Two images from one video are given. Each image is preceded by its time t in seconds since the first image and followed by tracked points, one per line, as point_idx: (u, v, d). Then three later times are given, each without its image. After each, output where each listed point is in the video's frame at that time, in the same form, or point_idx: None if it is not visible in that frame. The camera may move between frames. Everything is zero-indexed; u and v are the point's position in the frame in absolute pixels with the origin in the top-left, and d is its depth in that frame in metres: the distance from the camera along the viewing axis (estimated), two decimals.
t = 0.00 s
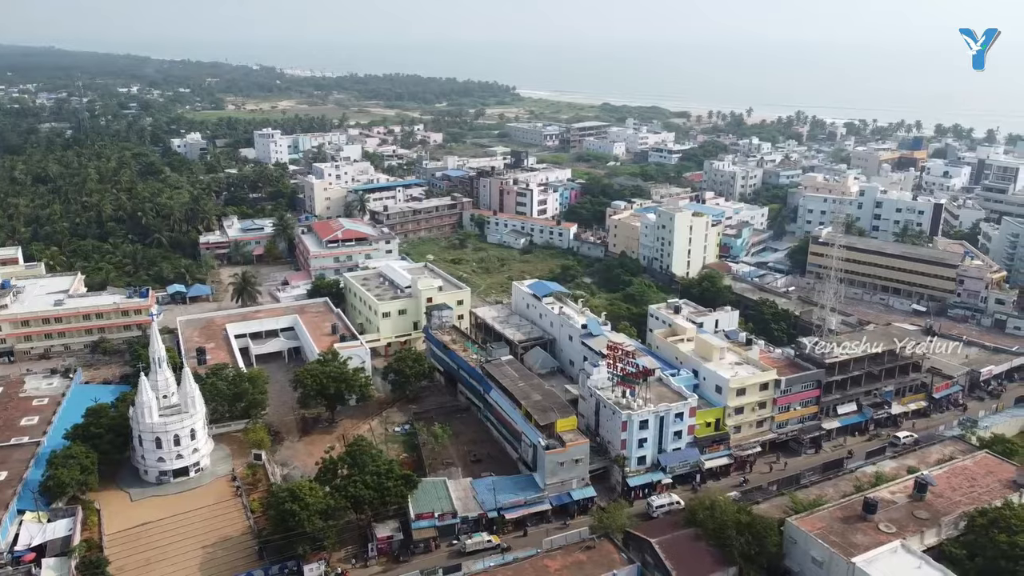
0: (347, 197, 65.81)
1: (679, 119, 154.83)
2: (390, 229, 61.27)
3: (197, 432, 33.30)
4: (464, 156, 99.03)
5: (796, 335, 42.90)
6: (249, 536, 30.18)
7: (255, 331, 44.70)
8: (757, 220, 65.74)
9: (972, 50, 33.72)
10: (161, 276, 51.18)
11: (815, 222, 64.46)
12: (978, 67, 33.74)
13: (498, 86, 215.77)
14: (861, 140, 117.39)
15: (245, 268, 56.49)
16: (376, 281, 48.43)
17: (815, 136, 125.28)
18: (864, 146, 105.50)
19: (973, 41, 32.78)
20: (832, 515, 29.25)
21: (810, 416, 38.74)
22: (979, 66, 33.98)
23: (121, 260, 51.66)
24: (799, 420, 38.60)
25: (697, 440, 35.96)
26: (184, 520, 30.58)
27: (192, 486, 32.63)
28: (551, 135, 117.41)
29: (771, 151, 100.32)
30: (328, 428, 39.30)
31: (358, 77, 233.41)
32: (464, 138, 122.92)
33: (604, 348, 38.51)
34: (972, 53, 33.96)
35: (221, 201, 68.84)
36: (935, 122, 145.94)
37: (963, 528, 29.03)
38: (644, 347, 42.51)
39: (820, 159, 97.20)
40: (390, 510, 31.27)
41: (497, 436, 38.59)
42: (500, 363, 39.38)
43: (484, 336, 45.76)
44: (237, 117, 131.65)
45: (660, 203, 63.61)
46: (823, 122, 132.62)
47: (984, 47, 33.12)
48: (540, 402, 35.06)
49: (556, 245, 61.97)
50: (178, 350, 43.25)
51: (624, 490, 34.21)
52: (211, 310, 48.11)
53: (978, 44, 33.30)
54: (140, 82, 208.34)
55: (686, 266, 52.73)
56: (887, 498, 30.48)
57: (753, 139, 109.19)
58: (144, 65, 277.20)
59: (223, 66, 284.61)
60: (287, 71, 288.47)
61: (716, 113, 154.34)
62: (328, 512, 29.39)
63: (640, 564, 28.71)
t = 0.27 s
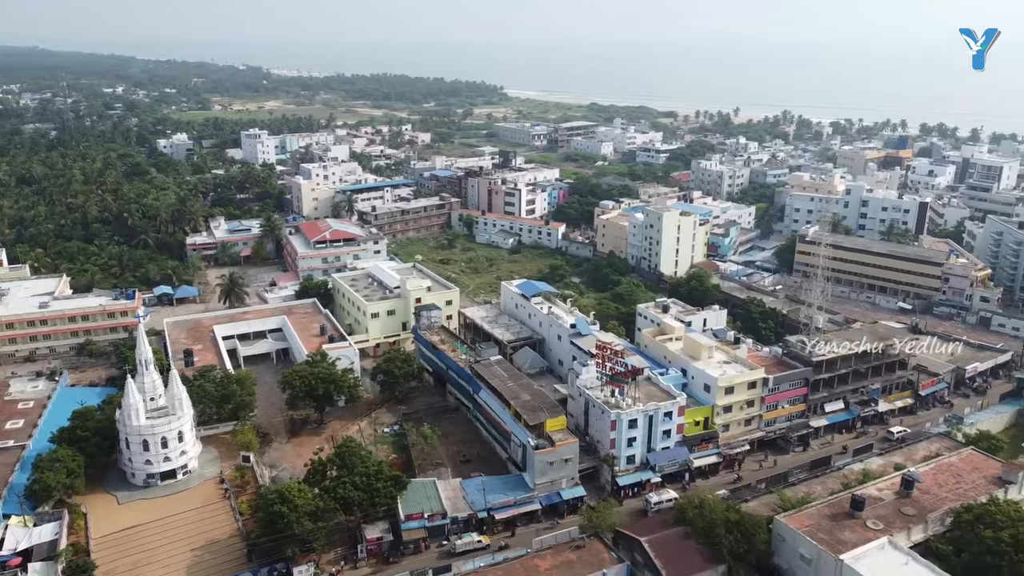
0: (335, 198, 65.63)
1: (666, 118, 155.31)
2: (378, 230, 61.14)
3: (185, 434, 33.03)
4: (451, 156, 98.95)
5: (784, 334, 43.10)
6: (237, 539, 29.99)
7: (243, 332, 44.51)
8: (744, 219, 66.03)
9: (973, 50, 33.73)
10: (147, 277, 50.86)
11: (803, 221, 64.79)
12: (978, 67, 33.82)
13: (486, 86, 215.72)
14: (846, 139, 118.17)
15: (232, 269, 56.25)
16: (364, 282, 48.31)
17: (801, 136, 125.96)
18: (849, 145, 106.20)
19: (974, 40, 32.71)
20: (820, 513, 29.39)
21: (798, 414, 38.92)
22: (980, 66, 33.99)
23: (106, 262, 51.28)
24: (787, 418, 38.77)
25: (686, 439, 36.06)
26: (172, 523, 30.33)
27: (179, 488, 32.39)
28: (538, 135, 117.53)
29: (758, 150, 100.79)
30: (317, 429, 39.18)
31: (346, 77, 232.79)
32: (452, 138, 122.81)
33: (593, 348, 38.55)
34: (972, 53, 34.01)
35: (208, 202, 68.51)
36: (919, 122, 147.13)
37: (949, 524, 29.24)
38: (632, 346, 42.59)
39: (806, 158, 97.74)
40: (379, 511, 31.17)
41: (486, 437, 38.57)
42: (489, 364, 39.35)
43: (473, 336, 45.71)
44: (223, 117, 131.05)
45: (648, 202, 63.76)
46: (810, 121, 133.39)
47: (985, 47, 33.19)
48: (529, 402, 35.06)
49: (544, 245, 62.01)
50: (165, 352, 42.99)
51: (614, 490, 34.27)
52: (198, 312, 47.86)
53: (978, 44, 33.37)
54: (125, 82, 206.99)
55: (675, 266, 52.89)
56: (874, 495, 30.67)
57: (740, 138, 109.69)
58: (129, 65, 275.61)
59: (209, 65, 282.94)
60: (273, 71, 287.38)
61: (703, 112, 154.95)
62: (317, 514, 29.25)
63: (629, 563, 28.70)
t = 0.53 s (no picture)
0: (321, 198, 65.43)
1: (652, 118, 155.87)
2: (365, 230, 60.99)
3: (170, 437, 32.77)
4: (438, 156, 98.87)
5: (770, 333, 43.30)
6: (224, 542, 29.79)
7: (229, 334, 44.27)
8: (730, 219, 66.33)
9: (972, 51, 33.91)
10: (132, 279, 50.50)
11: (788, 220, 65.23)
12: (977, 68, 33.97)
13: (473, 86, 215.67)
14: (831, 139, 118.99)
15: (218, 270, 55.98)
16: (351, 282, 48.17)
17: (786, 135, 126.78)
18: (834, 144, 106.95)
19: (974, 40, 32.89)
20: (807, 510, 29.55)
21: (785, 412, 39.09)
22: (978, 66, 34.17)
23: (90, 263, 50.86)
24: (773, 416, 38.93)
25: (674, 438, 36.16)
26: (157, 527, 30.08)
27: (165, 492, 32.13)
28: (525, 135, 117.68)
29: (743, 149, 101.30)
30: (304, 431, 39.02)
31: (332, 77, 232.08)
32: (439, 138, 122.71)
33: (580, 347, 38.59)
34: (972, 53, 34.11)
35: (193, 203, 68.15)
36: (902, 121, 148.35)
37: (934, 520, 29.47)
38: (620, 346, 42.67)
39: (791, 157, 98.31)
40: (367, 512, 31.06)
41: (475, 437, 38.52)
42: (477, 364, 39.31)
43: (461, 336, 45.65)
44: (208, 118, 130.31)
45: (635, 202, 63.93)
46: (795, 121, 134.23)
47: (983, 48, 33.35)
48: (517, 402, 35.06)
49: (531, 245, 62.07)
50: (150, 354, 42.68)
51: (602, 489, 34.33)
52: (183, 314, 47.57)
53: (977, 44, 33.54)
54: (108, 82, 205.49)
55: (661, 265, 53.04)
56: (860, 491, 30.88)
57: (725, 138, 110.20)
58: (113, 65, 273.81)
59: (194, 65, 281.25)
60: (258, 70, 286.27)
61: (689, 112, 155.56)
62: (305, 516, 29.11)
63: (618, 562, 28.63)
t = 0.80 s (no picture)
0: (306, 199, 65.18)
1: (637, 118, 156.40)
2: (350, 231, 60.81)
3: (155, 440, 32.48)
4: (423, 156, 98.78)
5: (755, 331, 43.55)
6: (210, 545, 29.56)
7: (213, 336, 44.01)
8: (715, 218, 66.67)
9: (973, 50, 33.83)
10: (115, 281, 50.12)
11: (772, 219, 65.65)
12: (979, 68, 33.88)
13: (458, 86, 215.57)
14: (814, 138, 119.83)
15: (202, 272, 55.63)
16: (336, 283, 48.00)
17: (770, 134, 127.55)
18: (817, 143, 107.71)
19: (975, 40, 32.72)
20: (793, 507, 29.73)
21: (770, 409, 39.30)
22: (980, 66, 33.98)
23: (72, 265, 50.38)
24: (759, 413, 39.13)
25: (660, 436, 36.26)
26: (142, 530, 29.81)
27: (150, 495, 31.84)
28: (510, 134, 117.72)
29: (727, 149, 101.84)
30: (290, 433, 38.84)
31: (316, 77, 231.18)
32: (424, 139, 122.55)
33: (566, 347, 38.62)
34: (971, 53, 34.00)
35: (176, 204, 67.72)
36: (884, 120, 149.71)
37: (917, 516, 29.73)
38: (606, 345, 42.75)
39: (775, 156, 98.97)
40: (355, 514, 30.94)
41: (462, 437, 38.48)
42: (463, 364, 39.27)
43: (447, 336, 45.58)
44: (191, 118, 129.56)
45: (620, 201, 64.10)
46: (778, 120, 135.08)
47: (985, 47, 33.38)
48: (504, 402, 35.05)
49: (517, 245, 62.10)
50: (134, 357, 42.35)
51: (589, 488, 34.38)
52: (167, 316, 47.24)
53: (978, 44, 33.49)
54: (89, 82, 203.63)
55: (647, 264, 53.23)
56: (845, 488, 31.10)
57: (710, 137, 110.76)
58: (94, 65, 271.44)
59: (175, 65, 279.99)
60: (242, 70, 284.79)
61: (673, 112, 156.25)
62: (292, 519, 28.93)
63: (605, 561, 28.56)
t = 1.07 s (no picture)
0: (292, 200, 64.93)
1: (623, 118, 156.76)
2: (337, 232, 60.62)
3: (141, 443, 32.21)
4: (410, 157, 98.64)
5: (741, 330, 43.75)
6: (197, 548, 29.33)
7: (200, 337, 43.75)
8: (701, 217, 66.93)
9: (973, 50, 34.05)
10: (99, 283, 49.73)
11: (758, 217, 65.97)
12: (979, 67, 34.14)
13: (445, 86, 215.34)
14: (800, 137, 120.51)
15: (188, 273, 55.31)
16: (324, 284, 47.84)
17: (756, 134, 128.20)
18: (802, 143, 108.35)
19: (975, 40, 32.92)
20: (780, 504, 29.87)
21: (757, 408, 39.48)
22: (979, 66, 34.25)
23: (56, 267, 49.95)
24: (746, 412, 39.29)
25: (648, 435, 36.34)
26: (128, 534, 29.53)
27: (136, 499, 31.59)
28: (497, 134, 117.72)
29: (713, 148, 102.22)
30: (278, 434, 38.66)
31: (302, 78, 230.28)
32: (411, 139, 122.36)
33: (554, 346, 38.65)
34: (971, 53, 34.23)
35: (161, 205, 67.30)
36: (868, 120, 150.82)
37: (903, 512, 29.92)
38: (594, 344, 42.80)
39: (761, 156, 99.47)
40: (343, 515, 30.81)
41: (450, 438, 38.42)
42: (451, 364, 39.19)
43: (435, 337, 45.49)
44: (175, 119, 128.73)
45: (607, 201, 64.23)
46: (764, 120, 135.77)
47: (984, 47, 33.60)
48: (493, 402, 35.03)
49: (504, 245, 62.11)
50: (119, 359, 42.04)
51: (578, 487, 34.42)
52: (153, 317, 46.93)
53: (978, 44, 33.72)
54: (71, 83, 201.88)
55: (634, 263, 53.36)
56: (832, 485, 31.28)
57: (696, 137, 111.23)
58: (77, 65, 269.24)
59: (160, 65, 278.24)
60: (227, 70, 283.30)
61: (660, 111, 156.73)
62: (280, 521, 28.78)
63: (594, 560, 28.57)
